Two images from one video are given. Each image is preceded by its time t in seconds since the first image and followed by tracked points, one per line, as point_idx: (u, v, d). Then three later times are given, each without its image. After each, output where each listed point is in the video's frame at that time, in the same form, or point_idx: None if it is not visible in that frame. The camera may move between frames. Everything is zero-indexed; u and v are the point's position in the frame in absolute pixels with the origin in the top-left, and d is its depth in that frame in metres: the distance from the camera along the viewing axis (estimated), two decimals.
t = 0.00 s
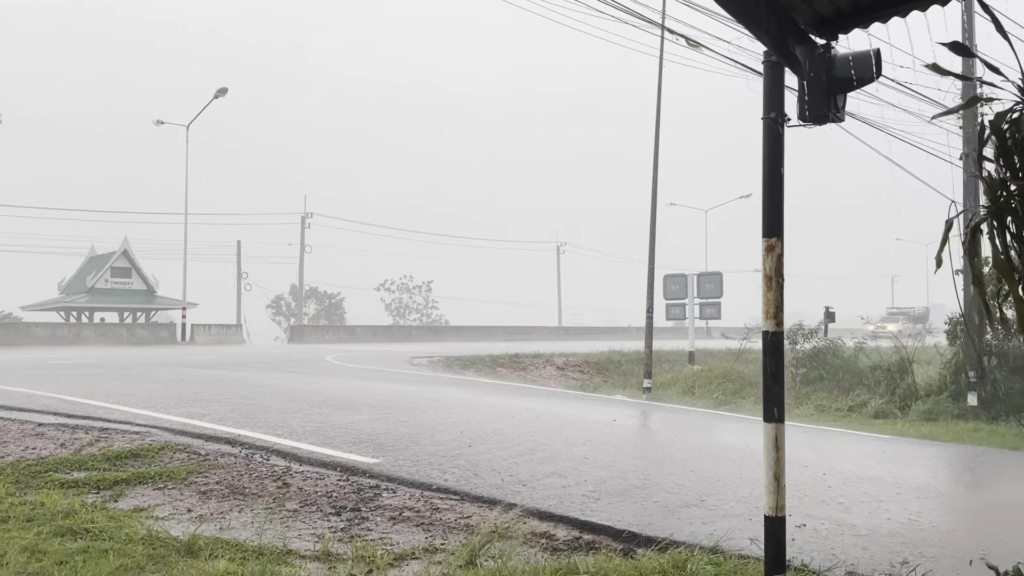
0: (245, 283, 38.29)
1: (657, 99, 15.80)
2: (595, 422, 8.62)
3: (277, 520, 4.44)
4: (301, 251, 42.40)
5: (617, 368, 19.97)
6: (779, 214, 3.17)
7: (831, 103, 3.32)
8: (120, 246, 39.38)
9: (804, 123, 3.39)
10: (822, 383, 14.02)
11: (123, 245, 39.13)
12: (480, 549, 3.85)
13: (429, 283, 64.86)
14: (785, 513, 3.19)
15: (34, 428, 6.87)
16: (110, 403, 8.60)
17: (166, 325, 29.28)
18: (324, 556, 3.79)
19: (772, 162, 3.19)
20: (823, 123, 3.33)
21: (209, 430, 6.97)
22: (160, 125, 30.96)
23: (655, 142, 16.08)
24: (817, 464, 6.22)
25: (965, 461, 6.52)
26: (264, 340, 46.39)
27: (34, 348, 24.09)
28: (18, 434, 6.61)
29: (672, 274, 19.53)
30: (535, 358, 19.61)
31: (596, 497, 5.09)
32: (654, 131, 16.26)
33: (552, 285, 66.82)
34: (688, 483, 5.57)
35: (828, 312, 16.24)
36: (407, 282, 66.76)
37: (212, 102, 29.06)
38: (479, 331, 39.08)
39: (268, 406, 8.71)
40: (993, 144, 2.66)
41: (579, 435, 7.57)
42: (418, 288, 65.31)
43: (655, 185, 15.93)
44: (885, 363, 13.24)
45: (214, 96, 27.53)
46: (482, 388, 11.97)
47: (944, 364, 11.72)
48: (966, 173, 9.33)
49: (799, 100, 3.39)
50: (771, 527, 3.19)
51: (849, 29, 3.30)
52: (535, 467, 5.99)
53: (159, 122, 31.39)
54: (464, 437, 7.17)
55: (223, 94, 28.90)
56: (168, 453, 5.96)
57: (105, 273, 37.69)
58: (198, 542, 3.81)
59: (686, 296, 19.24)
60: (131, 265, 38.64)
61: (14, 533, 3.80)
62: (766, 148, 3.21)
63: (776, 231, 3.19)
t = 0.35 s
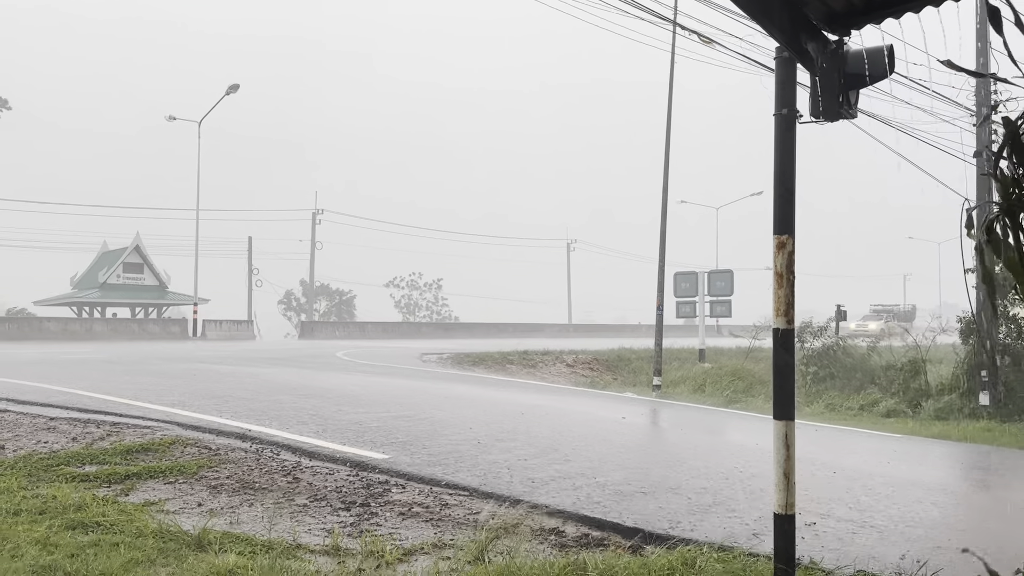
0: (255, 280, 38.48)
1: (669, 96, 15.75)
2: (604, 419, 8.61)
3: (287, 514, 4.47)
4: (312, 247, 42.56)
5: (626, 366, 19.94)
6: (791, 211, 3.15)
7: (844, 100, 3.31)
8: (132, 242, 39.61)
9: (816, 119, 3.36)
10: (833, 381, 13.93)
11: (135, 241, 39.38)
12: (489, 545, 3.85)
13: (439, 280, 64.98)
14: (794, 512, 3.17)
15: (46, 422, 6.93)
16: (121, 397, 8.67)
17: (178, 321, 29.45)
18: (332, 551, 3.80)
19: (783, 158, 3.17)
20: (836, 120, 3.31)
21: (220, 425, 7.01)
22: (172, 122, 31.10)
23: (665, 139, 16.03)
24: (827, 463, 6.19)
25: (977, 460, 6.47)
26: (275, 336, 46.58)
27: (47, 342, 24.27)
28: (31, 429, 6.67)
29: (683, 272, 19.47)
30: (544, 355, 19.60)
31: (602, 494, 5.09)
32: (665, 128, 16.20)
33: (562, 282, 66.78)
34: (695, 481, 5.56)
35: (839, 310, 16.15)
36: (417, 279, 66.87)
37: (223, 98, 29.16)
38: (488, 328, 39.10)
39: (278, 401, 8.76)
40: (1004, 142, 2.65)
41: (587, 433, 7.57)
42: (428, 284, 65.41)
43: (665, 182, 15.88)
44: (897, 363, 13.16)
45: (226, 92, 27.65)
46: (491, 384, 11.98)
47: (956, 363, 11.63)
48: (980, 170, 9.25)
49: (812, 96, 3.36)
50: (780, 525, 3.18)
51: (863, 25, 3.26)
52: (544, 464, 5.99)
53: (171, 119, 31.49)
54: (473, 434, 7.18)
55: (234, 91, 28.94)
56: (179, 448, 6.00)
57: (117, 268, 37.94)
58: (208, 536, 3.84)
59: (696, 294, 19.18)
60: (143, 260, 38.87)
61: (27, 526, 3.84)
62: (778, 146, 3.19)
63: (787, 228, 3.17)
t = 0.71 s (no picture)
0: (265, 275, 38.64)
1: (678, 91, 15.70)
2: (612, 415, 8.61)
3: (295, 508, 4.49)
4: (321, 243, 42.71)
5: (635, 362, 19.91)
6: (800, 207, 3.14)
7: (853, 96, 3.29)
8: (143, 237, 39.84)
9: (826, 114, 3.33)
10: (843, 378, 13.87)
11: (146, 236, 39.60)
12: (496, 540, 3.86)
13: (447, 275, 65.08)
14: (802, 508, 3.16)
15: (56, 415, 6.99)
16: (132, 391, 8.73)
17: (188, 316, 29.61)
18: (340, 544, 3.82)
19: (792, 153, 3.15)
20: (845, 115, 3.30)
21: (228, 419, 7.05)
22: (181, 117, 31.17)
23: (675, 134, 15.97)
24: (835, 460, 6.17)
25: (987, 458, 6.43)
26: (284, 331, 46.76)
27: (59, 336, 24.49)
28: (43, 422, 6.73)
29: (692, 268, 19.40)
30: (552, 351, 19.60)
31: (608, 489, 5.09)
32: (674, 124, 16.15)
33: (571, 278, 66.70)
34: (702, 477, 5.55)
35: (849, 307, 16.06)
36: (426, 274, 66.97)
37: (232, 94, 29.23)
38: (497, 323, 39.11)
39: (286, 396, 8.80)
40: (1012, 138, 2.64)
41: (595, 428, 7.57)
42: (436, 280, 65.48)
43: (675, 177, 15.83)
44: (907, 360, 13.01)
45: (236, 88, 27.75)
46: (499, 380, 11.99)
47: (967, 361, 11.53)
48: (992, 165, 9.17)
49: (822, 91, 3.35)
50: (787, 522, 3.17)
51: (872, 18, 3.21)
52: (551, 459, 5.99)
53: (181, 115, 31.57)
54: (480, 429, 7.19)
55: (243, 87, 28.92)
56: (188, 442, 6.04)
57: (128, 263, 38.17)
58: (216, 529, 3.86)
59: (705, 290, 19.12)
60: (154, 255, 39.10)
61: (39, 518, 3.88)
62: (787, 141, 3.17)
63: (796, 224, 3.15)
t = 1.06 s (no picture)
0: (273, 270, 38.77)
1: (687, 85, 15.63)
2: (619, 410, 8.60)
3: (301, 502, 4.51)
4: (329, 237, 42.81)
5: (642, 357, 19.88)
6: (806, 202, 3.12)
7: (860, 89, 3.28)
8: (152, 232, 40.01)
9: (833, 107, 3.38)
10: (851, 374, 13.81)
11: (155, 231, 39.79)
12: (501, 534, 3.87)
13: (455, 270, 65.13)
14: (807, 504, 3.16)
15: (65, 408, 7.04)
16: (140, 385, 8.78)
17: (196, 310, 29.75)
18: (347, 538, 3.84)
19: (799, 148, 3.14)
20: (852, 109, 3.31)
21: (236, 413, 7.08)
22: (190, 112, 31.24)
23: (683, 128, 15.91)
24: (842, 455, 6.15)
25: (996, 455, 6.38)
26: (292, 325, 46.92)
27: (69, 330, 24.67)
28: (52, 415, 6.77)
29: (700, 263, 19.35)
30: (560, 346, 19.59)
31: (615, 484, 5.09)
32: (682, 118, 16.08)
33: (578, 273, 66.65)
34: (709, 472, 5.54)
35: (857, 302, 16.02)
36: (433, 269, 67.03)
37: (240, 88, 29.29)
38: (504, 318, 39.12)
39: (293, 390, 8.83)
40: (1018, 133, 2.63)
41: (601, 423, 7.56)
42: (444, 274, 65.52)
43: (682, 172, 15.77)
44: (918, 355, 13.05)
45: (244, 82, 27.81)
46: (506, 374, 11.99)
47: (977, 356, 11.55)
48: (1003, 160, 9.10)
49: (830, 84, 3.36)
50: (793, 517, 3.16)
51: (880, 13, 3.10)
52: (558, 454, 6.00)
53: (190, 109, 31.62)
54: (486, 424, 7.20)
55: (251, 81, 28.92)
56: (196, 435, 6.07)
57: (137, 258, 38.36)
58: (223, 523, 3.89)
59: (713, 285, 19.07)
60: (163, 250, 39.29)
61: (48, 511, 3.91)
62: (793, 136, 3.16)
63: (803, 219, 3.14)
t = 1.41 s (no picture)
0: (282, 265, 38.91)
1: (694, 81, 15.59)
2: (626, 406, 8.60)
3: (309, 497, 4.54)
4: (337, 233, 42.95)
5: (649, 353, 19.85)
6: (813, 198, 3.11)
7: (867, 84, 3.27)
8: (161, 228, 40.21)
9: (840, 104, 3.33)
10: (860, 370, 13.74)
11: (164, 227, 39.98)
12: (508, 529, 3.88)
13: (463, 265, 65.15)
14: (814, 500, 3.15)
15: (75, 404, 7.09)
16: (150, 381, 8.84)
17: (205, 306, 29.88)
18: (354, 533, 3.87)
19: (805, 144, 3.13)
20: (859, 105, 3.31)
21: (243, 408, 7.12)
22: (198, 108, 31.33)
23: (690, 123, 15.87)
24: (850, 451, 6.12)
25: (1007, 451, 6.33)
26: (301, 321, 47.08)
27: (79, 326, 24.83)
28: (63, 411, 6.83)
29: (708, 258, 19.29)
30: (567, 342, 19.59)
31: (621, 480, 5.09)
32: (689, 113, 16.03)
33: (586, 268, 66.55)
34: (715, 468, 5.54)
35: (867, 298, 15.90)
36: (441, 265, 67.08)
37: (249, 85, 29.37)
38: (511, 313, 39.12)
39: (300, 386, 8.87)
40: None
41: (608, 419, 7.56)
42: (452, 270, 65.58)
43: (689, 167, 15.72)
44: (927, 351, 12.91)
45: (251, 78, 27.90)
46: (513, 370, 12.00)
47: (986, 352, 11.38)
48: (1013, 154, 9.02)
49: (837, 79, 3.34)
50: (800, 513, 3.16)
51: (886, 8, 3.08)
52: (564, 450, 6.00)
53: (199, 105, 31.64)
54: (493, 419, 7.21)
55: (259, 77, 28.96)
56: (204, 431, 6.11)
57: (146, 254, 38.55)
58: (232, 517, 3.91)
59: (721, 281, 19.02)
60: (172, 246, 39.48)
61: (59, 506, 3.95)
62: (800, 131, 3.15)
63: (809, 215, 3.13)
